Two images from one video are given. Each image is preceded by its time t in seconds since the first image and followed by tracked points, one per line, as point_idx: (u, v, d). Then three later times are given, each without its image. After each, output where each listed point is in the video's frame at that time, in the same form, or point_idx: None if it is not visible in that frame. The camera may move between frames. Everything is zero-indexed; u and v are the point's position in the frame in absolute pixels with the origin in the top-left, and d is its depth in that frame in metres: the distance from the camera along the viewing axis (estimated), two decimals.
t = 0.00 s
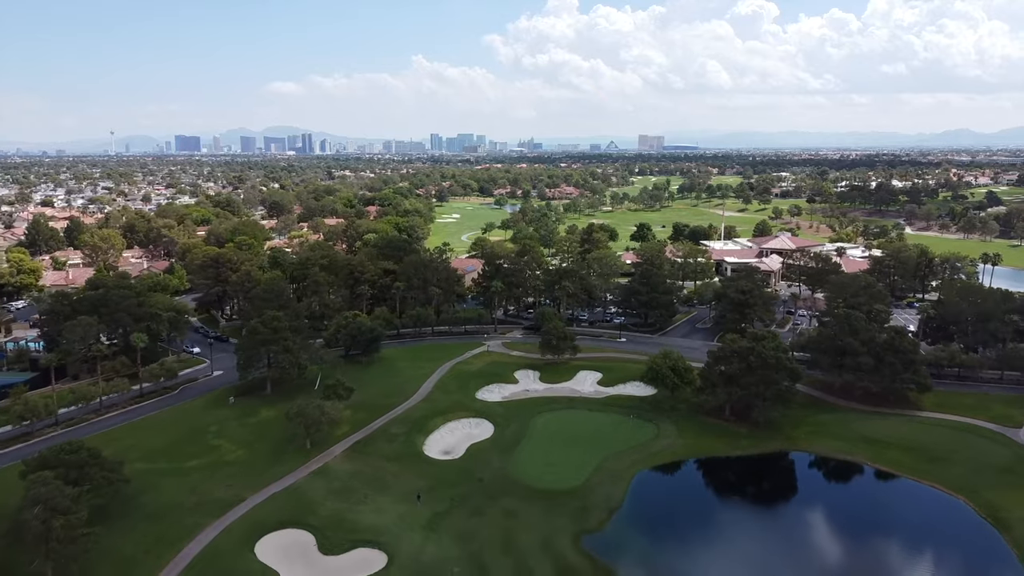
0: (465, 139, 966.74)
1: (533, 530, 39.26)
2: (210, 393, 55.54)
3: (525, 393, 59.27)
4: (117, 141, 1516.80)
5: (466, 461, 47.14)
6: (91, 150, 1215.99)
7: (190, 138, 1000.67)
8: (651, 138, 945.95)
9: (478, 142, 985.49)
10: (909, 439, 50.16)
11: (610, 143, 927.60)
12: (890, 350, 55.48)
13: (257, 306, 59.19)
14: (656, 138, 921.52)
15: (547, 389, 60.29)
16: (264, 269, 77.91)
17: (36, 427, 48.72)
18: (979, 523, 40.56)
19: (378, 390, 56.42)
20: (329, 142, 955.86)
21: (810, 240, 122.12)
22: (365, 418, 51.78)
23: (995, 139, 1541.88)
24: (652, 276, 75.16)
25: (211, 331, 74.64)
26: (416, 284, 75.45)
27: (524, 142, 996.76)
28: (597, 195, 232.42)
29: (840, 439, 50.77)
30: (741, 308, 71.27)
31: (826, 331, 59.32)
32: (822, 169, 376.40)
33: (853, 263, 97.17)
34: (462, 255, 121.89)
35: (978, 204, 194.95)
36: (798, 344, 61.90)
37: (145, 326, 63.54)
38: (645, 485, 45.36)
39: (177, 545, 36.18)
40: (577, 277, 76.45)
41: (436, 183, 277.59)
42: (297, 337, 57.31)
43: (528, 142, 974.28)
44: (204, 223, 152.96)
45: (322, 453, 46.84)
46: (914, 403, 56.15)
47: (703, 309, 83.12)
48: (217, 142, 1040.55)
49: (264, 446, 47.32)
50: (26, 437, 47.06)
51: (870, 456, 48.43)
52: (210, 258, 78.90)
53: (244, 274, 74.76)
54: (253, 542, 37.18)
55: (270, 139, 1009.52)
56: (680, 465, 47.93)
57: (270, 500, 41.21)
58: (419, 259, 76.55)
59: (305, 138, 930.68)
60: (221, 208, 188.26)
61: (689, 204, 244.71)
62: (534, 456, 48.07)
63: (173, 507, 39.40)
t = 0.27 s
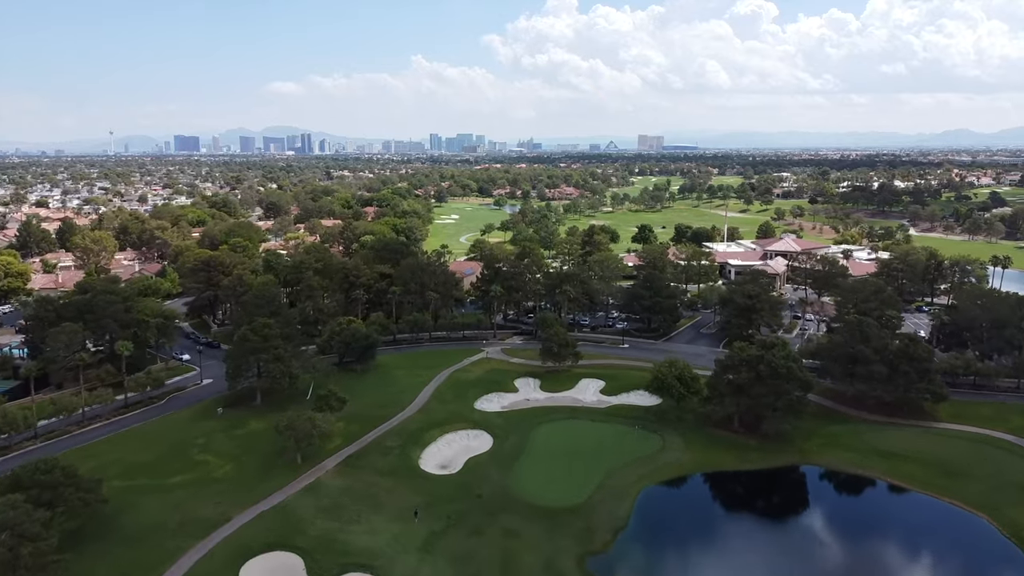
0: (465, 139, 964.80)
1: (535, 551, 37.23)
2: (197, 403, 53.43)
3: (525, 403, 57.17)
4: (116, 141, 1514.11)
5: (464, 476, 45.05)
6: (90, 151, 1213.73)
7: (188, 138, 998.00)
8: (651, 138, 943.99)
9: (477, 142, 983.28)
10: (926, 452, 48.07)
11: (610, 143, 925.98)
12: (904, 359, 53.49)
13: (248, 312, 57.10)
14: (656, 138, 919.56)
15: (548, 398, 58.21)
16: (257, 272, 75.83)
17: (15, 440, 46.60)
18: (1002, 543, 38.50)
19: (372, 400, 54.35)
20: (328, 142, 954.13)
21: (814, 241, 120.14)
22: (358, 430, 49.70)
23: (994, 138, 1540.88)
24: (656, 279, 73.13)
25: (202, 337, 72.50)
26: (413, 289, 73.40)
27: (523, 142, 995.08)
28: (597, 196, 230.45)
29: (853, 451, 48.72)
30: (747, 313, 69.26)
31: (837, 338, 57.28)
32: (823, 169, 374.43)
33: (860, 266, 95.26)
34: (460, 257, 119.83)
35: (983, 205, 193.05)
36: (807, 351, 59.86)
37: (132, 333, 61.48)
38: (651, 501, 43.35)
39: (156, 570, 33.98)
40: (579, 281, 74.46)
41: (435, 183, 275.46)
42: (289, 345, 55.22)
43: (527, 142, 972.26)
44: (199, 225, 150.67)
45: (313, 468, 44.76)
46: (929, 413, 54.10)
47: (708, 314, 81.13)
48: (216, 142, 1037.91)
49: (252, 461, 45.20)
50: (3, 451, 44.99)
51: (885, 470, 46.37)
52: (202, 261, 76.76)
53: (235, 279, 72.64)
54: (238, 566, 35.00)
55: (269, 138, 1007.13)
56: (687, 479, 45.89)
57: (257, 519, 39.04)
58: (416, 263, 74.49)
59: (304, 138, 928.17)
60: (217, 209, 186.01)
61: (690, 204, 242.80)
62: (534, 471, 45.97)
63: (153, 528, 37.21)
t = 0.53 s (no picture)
0: (464, 139, 962.45)
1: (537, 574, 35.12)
2: (184, 414, 51.34)
3: (526, 413, 55.11)
4: (115, 141, 1513.00)
5: (462, 493, 42.95)
6: (89, 151, 1212.62)
7: (187, 138, 995.86)
8: (650, 138, 942.26)
9: (476, 142, 981.68)
10: (944, 467, 45.98)
11: (609, 143, 923.68)
12: (919, 367, 51.42)
13: (236, 318, 54.93)
14: (656, 138, 917.71)
15: (549, 408, 56.11)
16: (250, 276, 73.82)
17: None
18: None
19: (366, 411, 52.26)
20: (327, 142, 952.46)
21: (819, 243, 118.15)
22: (351, 443, 47.64)
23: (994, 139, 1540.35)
24: (659, 284, 71.11)
25: (192, 343, 70.36)
26: (410, 293, 71.25)
27: (523, 142, 992.70)
28: (598, 196, 228.38)
29: (868, 465, 46.62)
30: (755, 319, 67.22)
31: (849, 346, 55.15)
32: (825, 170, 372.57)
33: (867, 269, 93.26)
34: (459, 260, 117.76)
35: (987, 205, 191.10)
36: (817, 359, 57.70)
37: (118, 341, 59.41)
38: (658, 519, 41.27)
39: None
40: (581, 285, 72.41)
41: (434, 183, 273.36)
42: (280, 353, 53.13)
43: (526, 142, 970.78)
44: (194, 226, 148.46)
45: (303, 484, 42.64)
46: (946, 424, 52.01)
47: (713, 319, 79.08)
48: (214, 142, 1036.28)
49: (240, 477, 43.09)
50: None
51: (900, 486, 44.28)
52: (193, 264, 74.62)
53: (227, 283, 70.51)
54: None
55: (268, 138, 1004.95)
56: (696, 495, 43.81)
57: (243, 540, 36.89)
58: (413, 266, 72.37)
59: (303, 138, 926.32)
60: (213, 210, 183.90)
61: (691, 205, 240.83)
62: (535, 487, 43.85)
63: (132, 551, 35.07)
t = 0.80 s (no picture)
0: (463, 139, 960.45)
1: None
2: (170, 426, 49.10)
3: (527, 424, 53.01)
4: (114, 141, 1509.89)
5: (459, 511, 40.82)
6: (88, 151, 1209.98)
7: (185, 138, 993.06)
8: (650, 138, 940.61)
9: (475, 142, 979.96)
10: (965, 482, 43.88)
11: (609, 143, 922.14)
12: (936, 377, 49.35)
13: (225, 326, 52.78)
14: (655, 138, 916.24)
15: (550, 419, 53.96)
16: (242, 279, 71.64)
17: None
18: None
19: (360, 423, 50.10)
20: (326, 142, 949.82)
21: (823, 245, 116.13)
22: (343, 457, 45.49)
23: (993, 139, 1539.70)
24: (663, 288, 69.08)
25: (182, 350, 68.15)
26: (407, 298, 69.17)
27: (522, 142, 990.32)
28: (598, 197, 226.28)
29: (885, 481, 44.51)
30: (762, 325, 65.11)
31: (862, 355, 53.09)
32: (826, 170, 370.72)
33: (874, 272, 91.29)
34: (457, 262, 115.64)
35: (991, 206, 189.28)
36: (828, 367, 55.63)
37: (103, 349, 57.21)
38: (667, 540, 39.03)
39: None
40: (582, 290, 70.30)
41: (433, 184, 271.15)
42: (270, 363, 51.01)
43: (525, 142, 969.01)
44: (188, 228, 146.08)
45: (293, 501, 40.49)
46: (963, 436, 49.96)
47: (718, 325, 77.08)
48: (213, 142, 1033.53)
49: (226, 494, 40.88)
50: None
51: (920, 503, 42.19)
52: (183, 268, 72.42)
53: (217, 288, 68.29)
54: None
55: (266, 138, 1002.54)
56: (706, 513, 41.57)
57: (227, 562, 34.67)
58: (409, 270, 70.26)
59: (302, 138, 923.97)
60: (209, 211, 181.58)
61: (692, 206, 238.95)
62: (537, 505, 41.66)
63: None
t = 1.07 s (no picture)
0: (463, 139, 958.60)
1: None
2: (154, 439, 46.99)
3: (527, 436, 50.93)
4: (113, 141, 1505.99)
5: (457, 531, 38.70)
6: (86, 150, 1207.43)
7: (184, 138, 991.36)
8: (648, 139, 938.94)
9: (475, 142, 978.73)
10: (986, 500, 41.83)
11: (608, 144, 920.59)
12: (954, 388, 47.23)
13: (213, 334, 50.68)
14: (654, 138, 914.80)
15: (551, 430, 51.88)
16: (233, 284, 69.55)
17: None
18: None
19: (353, 436, 48.03)
20: (326, 142, 947.74)
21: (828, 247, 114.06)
22: (335, 473, 43.34)
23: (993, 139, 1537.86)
24: (667, 293, 67.04)
25: (171, 357, 66.03)
26: (403, 304, 67.11)
27: (522, 142, 988.59)
28: (598, 198, 224.14)
29: (903, 498, 42.44)
30: (770, 331, 63.10)
31: (876, 364, 50.94)
32: (827, 171, 368.84)
33: (882, 276, 89.26)
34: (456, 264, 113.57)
35: (995, 207, 187.32)
36: (840, 376, 53.48)
37: (87, 357, 55.06)
38: (676, 562, 37.01)
39: None
40: (584, 294, 68.29)
41: (432, 184, 269.19)
42: (260, 373, 48.91)
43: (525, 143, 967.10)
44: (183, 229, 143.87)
45: (282, 521, 38.33)
46: (982, 449, 47.90)
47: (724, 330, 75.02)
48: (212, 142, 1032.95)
49: (210, 514, 38.64)
50: None
51: (940, 523, 40.09)
52: (173, 272, 70.29)
53: (208, 292, 66.18)
54: None
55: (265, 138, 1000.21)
56: (717, 535, 39.38)
57: None
58: (406, 274, 68.20)
59: (301, 138, 921.51)
60: (205, 211, 179.49)
61: (693, 207, 237.08)
62: (538, 524, 39.51)
63: None
